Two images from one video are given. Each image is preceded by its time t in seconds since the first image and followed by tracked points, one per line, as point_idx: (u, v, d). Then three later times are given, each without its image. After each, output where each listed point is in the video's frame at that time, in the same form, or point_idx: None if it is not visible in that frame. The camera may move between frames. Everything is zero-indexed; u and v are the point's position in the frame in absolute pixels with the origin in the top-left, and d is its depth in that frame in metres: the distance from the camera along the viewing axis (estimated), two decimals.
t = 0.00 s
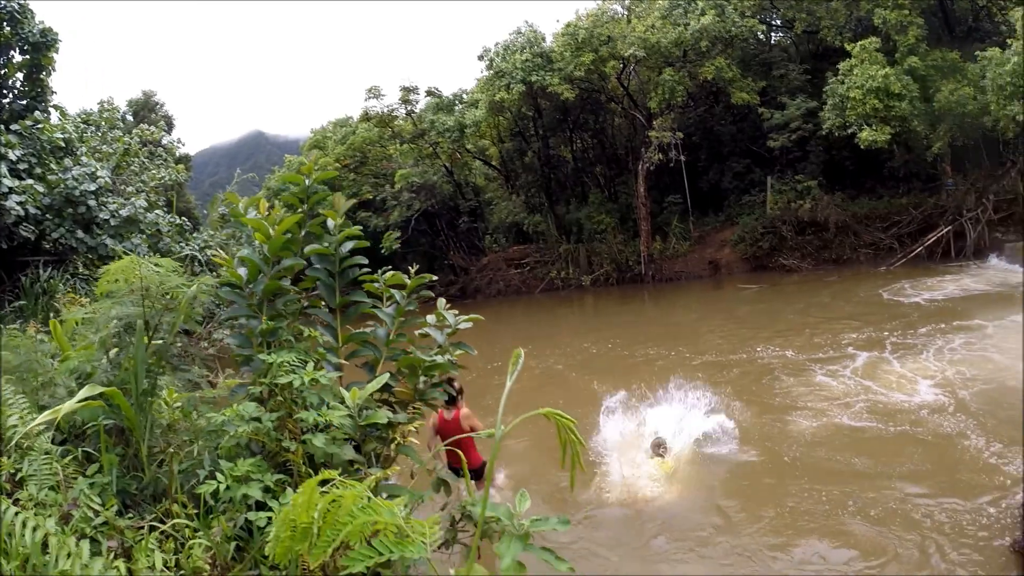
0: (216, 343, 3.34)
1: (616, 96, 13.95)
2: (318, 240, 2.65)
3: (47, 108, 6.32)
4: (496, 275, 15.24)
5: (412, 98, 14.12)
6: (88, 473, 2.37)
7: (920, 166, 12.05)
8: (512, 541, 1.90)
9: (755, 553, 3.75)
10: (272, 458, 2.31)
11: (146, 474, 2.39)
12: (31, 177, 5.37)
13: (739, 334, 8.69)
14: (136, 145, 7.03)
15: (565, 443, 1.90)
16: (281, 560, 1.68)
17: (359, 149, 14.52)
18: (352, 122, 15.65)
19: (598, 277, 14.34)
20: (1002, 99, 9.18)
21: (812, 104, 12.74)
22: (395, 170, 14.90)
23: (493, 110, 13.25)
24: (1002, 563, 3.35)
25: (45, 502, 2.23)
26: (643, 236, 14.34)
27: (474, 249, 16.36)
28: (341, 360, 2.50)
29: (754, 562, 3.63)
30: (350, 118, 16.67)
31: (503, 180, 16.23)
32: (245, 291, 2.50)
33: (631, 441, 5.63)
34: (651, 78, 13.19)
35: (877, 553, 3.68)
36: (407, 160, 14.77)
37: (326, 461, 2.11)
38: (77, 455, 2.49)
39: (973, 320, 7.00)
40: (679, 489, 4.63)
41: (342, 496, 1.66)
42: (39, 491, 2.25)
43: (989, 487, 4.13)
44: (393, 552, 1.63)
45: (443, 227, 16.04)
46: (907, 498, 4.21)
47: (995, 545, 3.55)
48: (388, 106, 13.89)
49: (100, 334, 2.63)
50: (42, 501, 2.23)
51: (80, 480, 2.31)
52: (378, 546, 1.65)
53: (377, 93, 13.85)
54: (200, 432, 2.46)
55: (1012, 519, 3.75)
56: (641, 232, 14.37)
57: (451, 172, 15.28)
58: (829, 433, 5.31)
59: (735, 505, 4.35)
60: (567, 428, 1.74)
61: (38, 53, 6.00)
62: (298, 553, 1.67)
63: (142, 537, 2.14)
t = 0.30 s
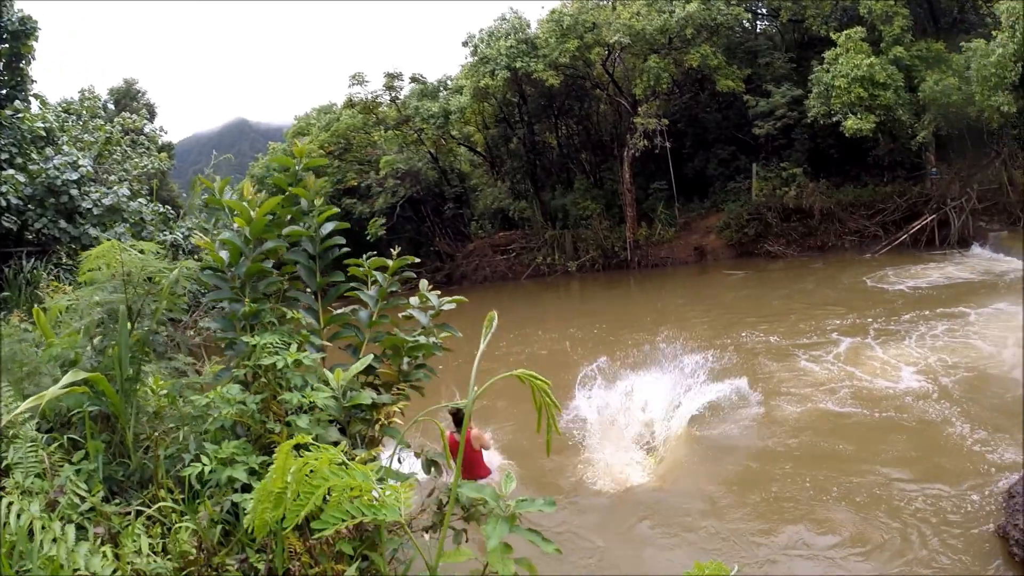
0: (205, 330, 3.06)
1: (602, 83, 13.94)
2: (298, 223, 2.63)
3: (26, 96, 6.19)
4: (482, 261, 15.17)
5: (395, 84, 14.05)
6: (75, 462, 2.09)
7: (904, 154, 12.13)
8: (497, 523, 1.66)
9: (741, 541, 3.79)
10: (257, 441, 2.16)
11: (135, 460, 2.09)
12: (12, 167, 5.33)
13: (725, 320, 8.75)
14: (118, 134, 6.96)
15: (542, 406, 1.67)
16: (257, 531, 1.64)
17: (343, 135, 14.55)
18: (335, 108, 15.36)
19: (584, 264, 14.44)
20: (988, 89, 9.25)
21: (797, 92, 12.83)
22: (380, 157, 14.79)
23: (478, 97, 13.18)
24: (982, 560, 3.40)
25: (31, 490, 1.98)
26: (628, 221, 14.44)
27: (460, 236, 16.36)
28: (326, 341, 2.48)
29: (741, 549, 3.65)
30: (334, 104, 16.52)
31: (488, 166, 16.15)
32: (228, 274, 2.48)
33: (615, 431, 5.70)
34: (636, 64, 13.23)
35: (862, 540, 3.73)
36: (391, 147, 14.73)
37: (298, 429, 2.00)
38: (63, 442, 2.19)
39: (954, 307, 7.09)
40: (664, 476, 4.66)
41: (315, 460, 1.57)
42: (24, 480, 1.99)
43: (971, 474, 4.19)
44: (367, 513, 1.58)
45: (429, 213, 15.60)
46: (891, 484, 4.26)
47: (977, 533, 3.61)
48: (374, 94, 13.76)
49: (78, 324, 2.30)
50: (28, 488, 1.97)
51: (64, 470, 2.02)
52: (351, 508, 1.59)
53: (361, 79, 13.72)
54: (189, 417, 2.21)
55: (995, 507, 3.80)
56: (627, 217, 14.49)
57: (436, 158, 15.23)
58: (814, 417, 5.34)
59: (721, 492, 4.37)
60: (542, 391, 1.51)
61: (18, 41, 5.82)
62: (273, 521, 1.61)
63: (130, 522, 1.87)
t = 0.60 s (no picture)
0: (200, 319, 3.01)
1: (598, 74, 13.94)
2: (294, 210, 2.62)
3: (18, 82, 6.12)
4: (477, 252, 15.16)
5: (391, 74, 14.00)
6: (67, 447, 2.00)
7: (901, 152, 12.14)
8: (491, 509, 1.63)
9: (733, 537, 3.78)
10: (251, 427, 2.12)
11: (128, 446, 2.03)
12: (6, 153, 5.29)
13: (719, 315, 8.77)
14: (113, 120, 6.91)
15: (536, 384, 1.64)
16: (250, 507, 1.59)
17: (339, 125, 14.39)
18: (331, 96, 15.23)
19: (580, 257, 14.46)
20: (984, 88, 9.26)
21: (793, 87, 12.85)
22: (375, 147, 14.75)
23: (474, 87, 13.15)
24: (973, 561, 3.39)
25: (24, 477, 1.86)
26: (623, 213, 14.50)
27: (456, 227, 16.37)
28: (320, 328, 2.45)
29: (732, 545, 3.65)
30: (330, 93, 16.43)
31: (484, 157, 16.12)
32: (221, 259, 2.46)
33: (610, 419, 5.70)
34: (633, 57, 13.23)
35: (853, 539, 3.72)
36: (387, 137, 14.67)
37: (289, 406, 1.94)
38: (57, 427, 2.08)
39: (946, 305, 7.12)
40: (656, 472, 4.66)
41: (305, 431, 1.47)
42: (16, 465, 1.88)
43: (964, 475, 4.19)
44: (360, 486, 1.49)
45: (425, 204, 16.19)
46: (883, 482, 4.26)
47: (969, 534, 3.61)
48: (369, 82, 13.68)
49: (69, 309, 2.26)
50: (21, 474, 1.85)
51: (57, 455, 1.93)
52: (345, 480, 1.50)
53: (357, 68, 13.66)
54: (182, 403, 2.16)
55: (987, 508, 3.80)
56: (622, 210, 14.54)
57: (432, 148, 15.17)
58: (807, 413, 5.35)
59: (714, 487, 4.37)
60: (536, 365, 1.49)
61: (9, 26, 5.64)
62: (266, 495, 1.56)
63: (124, 509, 1.83)
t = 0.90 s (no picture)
0: (204, 314, 3.01)
1: (602, 68, 13.89)
2: (299, 204, 2.62)
3: (20, 77, 6.11)
4: (480, 246, 15.16)
5: (393, 68, 13.97)
6: (72, 441, 1.97)
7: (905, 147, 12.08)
8: (496, 503, 1.63)
9: (736, 534, 3.77)
10: (255, 421, 2.12)
11: (133, 442, 2.03)
12: (8, 149, 5.29)
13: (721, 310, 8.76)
14: (116, 116, 6.90)
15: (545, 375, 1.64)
16: (256, 499, 1.59)
17: (343, 119, 13.72)
18: (333, 91, 15.18)
19: (583, 251, 14.43)
20: (988, 84, 9.23)
21: (797, 81, 12.80)
22: (378, 141, 14.71)
23: (476, 81, 13.12)
24: (978, 560, 3.37)
25: (29, 472, 1.83)
26: (626, 207, 14.51)
27: (459, 221, 16.35)
28: (323, 321, 2.45)
29: (735, 541, 3.63)
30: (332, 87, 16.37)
31: (487, 151, 16.09)
32: (225, 252, 2.45)
33: (614, 413, 5.70)
34: (636, 50, 13.19)
35: (857, 536, 3.71)
36: (390, 131, 14.34)
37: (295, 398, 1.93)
38: (62, 422, 2.05)
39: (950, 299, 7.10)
40: (659, 468, 4.65)
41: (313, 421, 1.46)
42: (23, 458, 1.84)
43: (968, 472, 4.17)
44: (368, 476, 1.48)
45: (427, 198, 15.92)
46: (887, 478, 4.25)
47: (973, 532, 3.59)
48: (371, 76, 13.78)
49: (73, 304, 2.26)
50: (26, 469, 1.81)
51: (63, 450, 1.90)
52: (353, 469, 1.48)
53: (359, 62, 13.65)
54: (186, 398, 2.16)
55: (991, 505, 3.78)
56: (625, 204, 14.54)
57: (434, 143, 15.15)
58: (810, 409, 5.33)
59: (716, 484, 4.36)
60: (544, 355, 1.49)
61: (12, 22, 5.65)
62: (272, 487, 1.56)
63: (129, 503, 1.83)
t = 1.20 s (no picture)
0: (207, 315, 3.00)
1: (604, 65, 13.86)
2: (304, 203, 2.61)
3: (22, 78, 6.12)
4: (483, 245, 15.15)
5: (395, 67, 13.95)
6: (77, 442, 1.97)
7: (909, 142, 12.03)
8: (502, 502, 1.62)
9: (740, 532, 3.75)
10: (260, 421, 2.12)
11: (138, 442, 2.02)
12: (11, 150, 5.30)
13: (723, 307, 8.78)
14: (118, 116, 6.91)
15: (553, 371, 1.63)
16: (263, 499, 1.58)
17: (344, 117, 13.93)
18: (335, 90, 15.16)
19: (586, 248, 14.42)
20: (992, 79, 9.20)
21: (800, 77, 12.77)
22: (380, 140, 14.69)
23: (478, 78, 13.10)
24: (984, 558, 3.35)
25: (34, 473, 1.84)
26: (629, 205, 14.49)
27: (461, 219, 16.34)
28: (328, 319, 2.44)
29: (739, 539, 3.62)
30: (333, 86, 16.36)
31: (489, 149, 16.06)
32: (229, 252, 2.45)
33: (618, 410, 5.69)
34: (639, 47, 13.16)
35: (861, 534, 3.69)
36: (392, 129, 14.29)
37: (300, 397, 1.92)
38: (67, 423, 2.06)
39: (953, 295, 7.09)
40: (663, 467, 4.63)
41: (322, 419, 1.45)
42: (28, 459, 1.85)
43: (973, 470, 4.15)
44: (378, 474, 1.47)
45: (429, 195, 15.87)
46: (891, 476, 4.23)
47: (978, 530, 3.57)
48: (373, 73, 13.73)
49: (78, 305, 2.25)
50: (31, 470, 1.82)
51: (68, 450, 1.91)
52: (361, 467, 1.47)
53: (360, 60, 13.65)
54: (190, 398, 2.16)
55: (996, 502, 3.76)
56: (628, 202, 14.53)
57: (436, 141, 15.16)
58: (814, 407, 5.31)
59: (720, 482, 4.34)
60: (554, 348, 1.48)
61: (14, 23, 5.66)
62: (281, 486, 1.56)
63: (135, 503, 1.83)
